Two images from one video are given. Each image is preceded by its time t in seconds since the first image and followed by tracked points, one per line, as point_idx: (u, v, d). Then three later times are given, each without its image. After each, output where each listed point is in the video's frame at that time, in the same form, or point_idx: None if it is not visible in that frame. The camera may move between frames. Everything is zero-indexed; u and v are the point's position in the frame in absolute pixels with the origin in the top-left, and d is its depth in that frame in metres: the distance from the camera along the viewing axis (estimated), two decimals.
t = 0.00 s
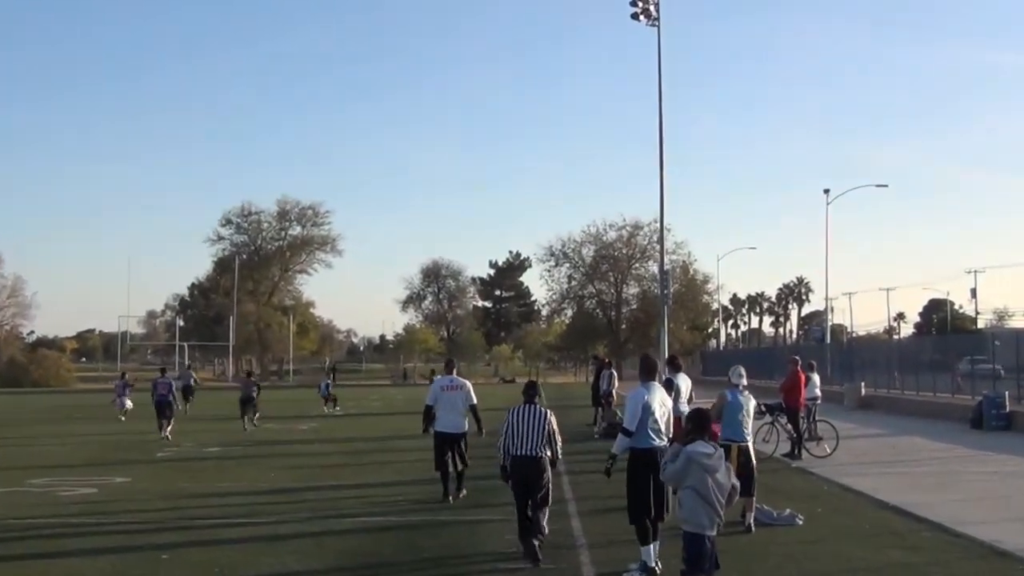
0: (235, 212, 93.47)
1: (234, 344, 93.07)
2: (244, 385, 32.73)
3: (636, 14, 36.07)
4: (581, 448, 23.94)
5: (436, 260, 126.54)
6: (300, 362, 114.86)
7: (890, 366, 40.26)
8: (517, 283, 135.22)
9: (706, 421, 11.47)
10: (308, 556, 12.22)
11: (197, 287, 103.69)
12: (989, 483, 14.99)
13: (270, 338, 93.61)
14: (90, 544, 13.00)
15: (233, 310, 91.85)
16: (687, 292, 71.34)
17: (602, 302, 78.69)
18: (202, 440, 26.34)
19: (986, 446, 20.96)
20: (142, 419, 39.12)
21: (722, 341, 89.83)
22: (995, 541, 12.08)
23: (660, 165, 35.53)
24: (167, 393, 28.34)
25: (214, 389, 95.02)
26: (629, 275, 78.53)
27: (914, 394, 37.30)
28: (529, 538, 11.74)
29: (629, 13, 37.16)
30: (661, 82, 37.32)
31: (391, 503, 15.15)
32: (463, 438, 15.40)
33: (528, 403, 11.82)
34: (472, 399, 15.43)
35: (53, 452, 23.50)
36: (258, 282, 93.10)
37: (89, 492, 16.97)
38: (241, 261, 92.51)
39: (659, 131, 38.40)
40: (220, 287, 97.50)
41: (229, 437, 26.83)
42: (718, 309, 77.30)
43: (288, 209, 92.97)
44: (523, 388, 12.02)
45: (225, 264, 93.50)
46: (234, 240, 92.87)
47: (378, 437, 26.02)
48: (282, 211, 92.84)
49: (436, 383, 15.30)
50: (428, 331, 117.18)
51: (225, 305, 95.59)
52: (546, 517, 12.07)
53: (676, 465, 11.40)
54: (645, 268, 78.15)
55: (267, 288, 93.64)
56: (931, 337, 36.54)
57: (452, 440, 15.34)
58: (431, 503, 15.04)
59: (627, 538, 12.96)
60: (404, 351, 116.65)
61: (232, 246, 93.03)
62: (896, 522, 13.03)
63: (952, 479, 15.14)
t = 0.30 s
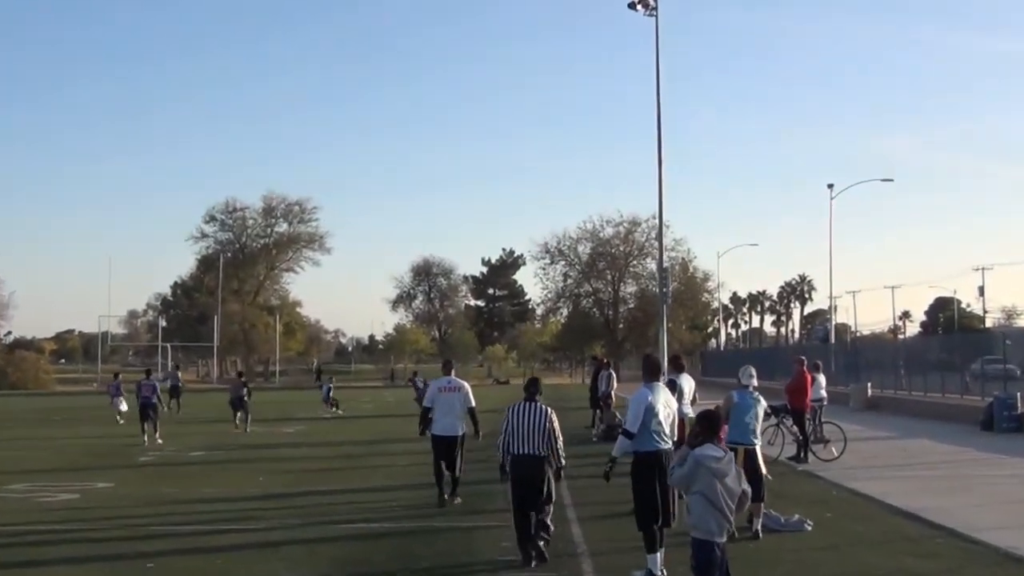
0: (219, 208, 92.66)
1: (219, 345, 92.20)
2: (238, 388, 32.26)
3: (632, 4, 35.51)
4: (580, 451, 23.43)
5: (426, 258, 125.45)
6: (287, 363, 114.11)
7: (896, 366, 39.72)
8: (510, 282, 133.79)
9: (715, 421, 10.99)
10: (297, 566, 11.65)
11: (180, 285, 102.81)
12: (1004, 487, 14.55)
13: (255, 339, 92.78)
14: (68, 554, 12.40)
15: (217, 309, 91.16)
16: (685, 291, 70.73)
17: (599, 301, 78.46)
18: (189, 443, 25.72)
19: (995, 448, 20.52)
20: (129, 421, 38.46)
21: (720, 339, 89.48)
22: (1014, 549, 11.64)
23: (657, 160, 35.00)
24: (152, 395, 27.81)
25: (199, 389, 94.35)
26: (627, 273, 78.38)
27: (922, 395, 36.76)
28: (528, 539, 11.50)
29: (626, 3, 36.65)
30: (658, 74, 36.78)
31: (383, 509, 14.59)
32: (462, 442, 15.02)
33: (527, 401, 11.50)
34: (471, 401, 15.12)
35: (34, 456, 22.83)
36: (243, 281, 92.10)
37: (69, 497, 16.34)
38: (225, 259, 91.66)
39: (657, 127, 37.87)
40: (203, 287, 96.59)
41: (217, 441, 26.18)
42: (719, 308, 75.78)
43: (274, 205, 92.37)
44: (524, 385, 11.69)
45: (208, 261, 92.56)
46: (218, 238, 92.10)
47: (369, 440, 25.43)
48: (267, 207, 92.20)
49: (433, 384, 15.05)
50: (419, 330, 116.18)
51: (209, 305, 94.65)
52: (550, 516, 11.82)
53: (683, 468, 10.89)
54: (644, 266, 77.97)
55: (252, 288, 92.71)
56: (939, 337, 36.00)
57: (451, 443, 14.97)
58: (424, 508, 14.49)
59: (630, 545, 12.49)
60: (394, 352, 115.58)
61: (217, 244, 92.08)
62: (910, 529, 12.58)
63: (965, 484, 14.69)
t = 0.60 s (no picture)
0: (213, 199, 92.02)
1: (213, 340, 91.42)
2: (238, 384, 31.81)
3: None
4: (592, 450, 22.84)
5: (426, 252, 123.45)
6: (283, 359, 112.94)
7: (920, 362, 38.99)
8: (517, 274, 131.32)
9: (740, 420, 10.47)
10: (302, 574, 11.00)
11: (170, 280, 102.01)
12: None
13: (251, 334, 92.04)
14: (57, 560, 11.75)
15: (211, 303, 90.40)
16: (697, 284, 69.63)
17: (608, 294, 75.35)
18: (188, 443, 25.03)
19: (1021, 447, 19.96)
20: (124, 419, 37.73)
21: (733, 334, 88.51)
22: None
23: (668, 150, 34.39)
24: (148, 393, 27.32)
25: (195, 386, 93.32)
26: (637, 265, 75.15)
27: (947, 391, 36.04)
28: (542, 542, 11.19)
29: None
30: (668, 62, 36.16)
31: (388, 512, 13.99)
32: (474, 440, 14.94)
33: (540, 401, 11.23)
34: (482, 397, 14.96)
35: (27, 457, 22.15)
36: (238, 274, 91.41)
37: (59, 500, 15.67)
38: (220, 252, 91.02)
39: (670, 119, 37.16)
40: (196, 281, 95.74)
41: (215, 440, 25.50)
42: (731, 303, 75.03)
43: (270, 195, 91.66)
44: (539, 386, 11.45)
45: (201, 253, 91.88)
46: (212, 229, 91.43)
47: (372, 439, 24.76)
48: (263, 197, 91.50)
49: (445, 379, 14.84)
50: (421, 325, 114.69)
51: (203, 299, 93.75)
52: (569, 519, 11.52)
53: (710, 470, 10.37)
54: (655, 257, 74.75)
55: (246, 281, 92.03)
56: (962, 331, 35.27)
57: (463, 440, 14.85)
58: (431, 510, 13.88)
59: (649, 549, 11.96)
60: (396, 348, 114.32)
61: (211, 235, 91.48)
62: (942, 533, 12.04)
63: (997, 485, 14.16)
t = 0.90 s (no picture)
0: (224, 179, 91.40)
1: (225, 325, 91.06)
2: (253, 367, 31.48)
3: None
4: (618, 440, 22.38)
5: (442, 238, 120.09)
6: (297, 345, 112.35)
7: (959, 348, 38.30)
8: (537, 257, 130.33)
9: (782, 409, 9.95)
10: (323, 567, 10.50)
11: (181, 263, 101.89)
12: None
13: (263, 318, 91.79)
14: (65, 552, 11.24)
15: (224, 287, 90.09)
16: (725, 267, 68.46)
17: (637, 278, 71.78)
18: (203, 431, 24.51)
19: None
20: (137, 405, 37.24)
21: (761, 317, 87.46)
22: None
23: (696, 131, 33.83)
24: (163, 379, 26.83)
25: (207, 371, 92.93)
26: (662, 246, 74.14)
27: (988, 377, 35.35)
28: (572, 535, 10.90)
29: None
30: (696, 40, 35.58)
31: (407, 503, 13.49)
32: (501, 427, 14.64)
33: (569, 393, 11.01)
34: (508, 382, 14.71)
35: (38, 445, 21.65)
36: (250, 257, 91.00)
37: (69, 490, 15.17)
38: (231, 233, 90.50)
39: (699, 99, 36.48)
40: (207, 264, 95.33)
41: (231, 429, 24.98)
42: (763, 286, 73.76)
43: (283, 174, 91.17)
44: (571, 377, 11.24)
45: (213, 235, 91.39)
46: (224, 210, 90.90)
47: (392, 428, 24.23)
48: (276, 177, 91.08)
49: (471, 363, 14.59)
50: (440, 308, 113.70)
51: (215, 282, 93.35)
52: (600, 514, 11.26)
53: (750, 462, 9.83)
54: (682, 239, 73.90)
55: (258, 264, 91.60)
56: (1003, 315, 34.60)
57: (490, 426, 14.60)
58: (454, 501, 13.38)
59: (681, 541, 11.57)
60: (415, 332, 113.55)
61: (223, 216, 90.97)
62: (990, 527, 11.56)
63: None
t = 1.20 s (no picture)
0: (233, 172, 90.77)
1: (234, 323, 90.35)
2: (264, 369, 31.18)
3: None
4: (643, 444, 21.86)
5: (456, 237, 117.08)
6: (306, 344, 111.46)
7: (998, 350, 37.56)
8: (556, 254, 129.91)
9: (830, 414, 9.48)
10: None
11: (186, 259, 100.38)
12: None
13: (272, 317, 91.09)
14: (72, 563, 10.65)
15: (233, 283, 89.52)
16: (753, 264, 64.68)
17: (658, 275, 69.19)
18: (215, 434, 23.88)
19: None
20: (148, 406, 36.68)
21: (789, 315, 86.20)
22: None
23: (725, 126, 33.29)
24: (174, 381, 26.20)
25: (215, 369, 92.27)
26: (690, 243, 68.93)
27: None
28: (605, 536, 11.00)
29: None
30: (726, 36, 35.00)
31: (429, 510, 12.95)
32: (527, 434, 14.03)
33: (604, 393, 11.14)
34: (532, 386, 14.19)
35: (45, 448, 21.11)
36: (259, 253, 90.39)
37: (77, 496, 14.58)
38: (240, 228, 89.85)
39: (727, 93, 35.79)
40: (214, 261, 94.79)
41: (246, 432, 24.46)
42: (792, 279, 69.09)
43: (294, 168, 90.45)
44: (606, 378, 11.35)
45: (221, 230, 90.73)
46: (232, 204, 90.25)
47: (409, 431, 23.63)
48: (286, 171, 90.45)
49: (494, 367, 14.09)
50: (456, 306, 112.51)
51: (221, 279, 92.83)
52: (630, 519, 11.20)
53: (794, 469, 9.39)
54: (708, 235, 68.57)
55: (267, 261, 90.89)
56: None
57: (514, 432, 13.96)
58: (477, 508, 12.89)
59: (715, 547, 11.33)
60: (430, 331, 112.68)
61: (231, 211, 90.37)
62: None
63: None
